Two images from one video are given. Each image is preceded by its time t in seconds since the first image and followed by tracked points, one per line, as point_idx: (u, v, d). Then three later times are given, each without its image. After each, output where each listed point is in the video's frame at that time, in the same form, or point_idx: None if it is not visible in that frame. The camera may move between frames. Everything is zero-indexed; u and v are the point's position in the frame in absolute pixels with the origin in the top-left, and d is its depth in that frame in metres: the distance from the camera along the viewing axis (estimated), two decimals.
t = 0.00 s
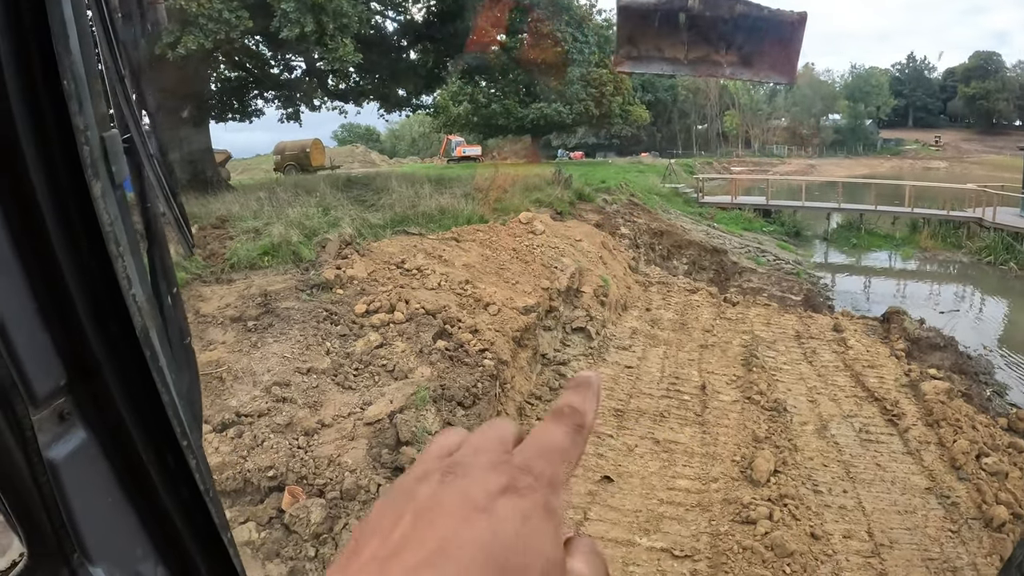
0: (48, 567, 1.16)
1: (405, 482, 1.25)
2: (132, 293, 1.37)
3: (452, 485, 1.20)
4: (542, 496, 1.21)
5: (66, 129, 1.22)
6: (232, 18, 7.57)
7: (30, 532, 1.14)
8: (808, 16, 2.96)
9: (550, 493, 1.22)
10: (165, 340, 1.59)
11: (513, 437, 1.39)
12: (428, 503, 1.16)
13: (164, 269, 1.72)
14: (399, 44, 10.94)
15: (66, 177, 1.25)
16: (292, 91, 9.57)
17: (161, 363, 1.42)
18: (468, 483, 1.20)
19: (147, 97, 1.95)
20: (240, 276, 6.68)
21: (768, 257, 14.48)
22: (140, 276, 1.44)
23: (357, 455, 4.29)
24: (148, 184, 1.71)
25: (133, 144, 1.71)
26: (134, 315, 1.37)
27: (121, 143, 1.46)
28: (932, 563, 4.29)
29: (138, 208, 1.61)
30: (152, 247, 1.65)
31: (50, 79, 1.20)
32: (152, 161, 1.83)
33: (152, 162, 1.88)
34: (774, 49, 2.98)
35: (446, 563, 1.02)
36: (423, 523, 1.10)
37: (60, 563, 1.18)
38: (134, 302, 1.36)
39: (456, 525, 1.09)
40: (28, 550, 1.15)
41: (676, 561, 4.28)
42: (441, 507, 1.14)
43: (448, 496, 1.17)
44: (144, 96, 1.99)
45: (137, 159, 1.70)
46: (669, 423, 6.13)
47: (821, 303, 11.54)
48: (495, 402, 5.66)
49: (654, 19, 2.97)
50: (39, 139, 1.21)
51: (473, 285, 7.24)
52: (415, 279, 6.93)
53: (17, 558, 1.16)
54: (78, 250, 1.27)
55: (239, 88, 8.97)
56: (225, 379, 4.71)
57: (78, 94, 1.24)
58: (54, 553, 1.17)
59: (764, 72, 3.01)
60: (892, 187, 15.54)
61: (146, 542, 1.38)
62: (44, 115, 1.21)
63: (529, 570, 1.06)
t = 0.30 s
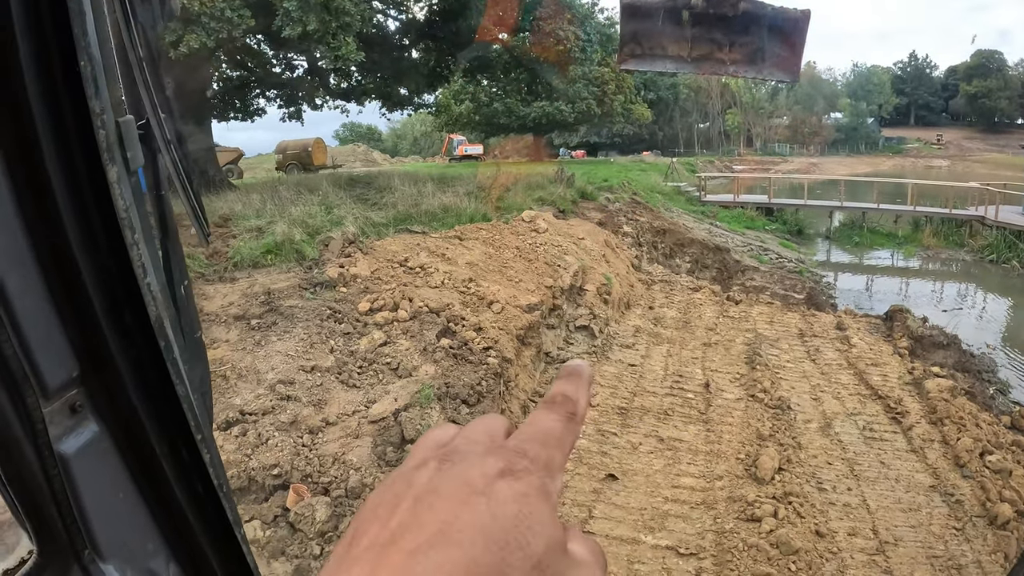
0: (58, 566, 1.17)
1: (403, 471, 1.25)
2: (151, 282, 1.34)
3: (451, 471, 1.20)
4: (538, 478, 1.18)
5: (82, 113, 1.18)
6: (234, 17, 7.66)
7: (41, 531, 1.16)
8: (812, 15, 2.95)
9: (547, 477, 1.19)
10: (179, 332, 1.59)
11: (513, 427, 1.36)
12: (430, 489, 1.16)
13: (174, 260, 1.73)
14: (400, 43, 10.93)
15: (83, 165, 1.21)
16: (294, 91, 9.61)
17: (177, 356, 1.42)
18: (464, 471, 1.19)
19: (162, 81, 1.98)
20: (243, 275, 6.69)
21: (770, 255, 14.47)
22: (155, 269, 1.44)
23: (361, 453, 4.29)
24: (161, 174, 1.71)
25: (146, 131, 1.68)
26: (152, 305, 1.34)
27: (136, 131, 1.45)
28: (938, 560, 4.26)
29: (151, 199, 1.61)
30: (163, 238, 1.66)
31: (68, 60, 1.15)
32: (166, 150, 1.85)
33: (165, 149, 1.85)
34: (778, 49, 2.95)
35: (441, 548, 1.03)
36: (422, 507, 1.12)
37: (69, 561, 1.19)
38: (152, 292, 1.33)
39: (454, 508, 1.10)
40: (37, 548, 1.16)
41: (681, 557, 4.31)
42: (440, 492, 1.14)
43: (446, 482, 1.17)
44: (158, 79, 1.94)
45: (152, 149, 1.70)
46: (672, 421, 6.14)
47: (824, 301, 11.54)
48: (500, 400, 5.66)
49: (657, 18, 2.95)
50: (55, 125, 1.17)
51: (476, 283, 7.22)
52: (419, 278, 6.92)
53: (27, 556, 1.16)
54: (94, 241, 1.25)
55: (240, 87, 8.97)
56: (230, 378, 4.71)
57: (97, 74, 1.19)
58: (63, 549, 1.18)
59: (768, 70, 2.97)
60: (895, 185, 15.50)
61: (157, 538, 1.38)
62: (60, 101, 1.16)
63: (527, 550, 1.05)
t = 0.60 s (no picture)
0: (64, 565, 1.18)
1: (424, 478, 1.20)
2: (158, 280, 1.34)
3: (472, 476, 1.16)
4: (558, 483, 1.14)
5: (91, 111, 1.17)
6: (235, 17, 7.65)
7: (47, 531, 1.17)
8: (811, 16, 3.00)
9: (569, 483, 1.15)
10: (186, 329, 1.59)
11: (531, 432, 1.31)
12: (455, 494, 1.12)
13: (182, 257, 1.73)
14: (400, 43, 10.77)
15: (92, 162, 1.21)
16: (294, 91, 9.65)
17: (184, 354, 1.42)
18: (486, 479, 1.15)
19: (171, 77, 1.98)
20: (244, 274, 6.69)
21: (770, 255, 14.46)
22: (162, 267, 1.43)
23: (362, 453, 4.29)
24: (168, 171, 1.71)
25: (155, 128, 1.67)
26: (159, 303, 1.34)
27: (143, 129, 1.45)
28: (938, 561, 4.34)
29: (158, 196, 1.61)
30: (170, 235, 1.66)
31: (77, 56, 1.15)
32: (174, 146, 1.85)
33: (173, 145, 1.84)
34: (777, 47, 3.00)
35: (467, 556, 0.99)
36: (447, 513, 1.08)
37: (75, 560, 1.20)
38: (159, 290, 1.33)
39: (477, 514, 1.07)
40: (41, 549, 1.18)
41: (682, 558, 4.27)
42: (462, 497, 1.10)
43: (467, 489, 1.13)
44: (168, 74, 1.93)
45: (161, 146, 1.70)
46: (673, 421, 6.15)
47: (824, 301, 11.53)
48: (500, 400, 5.66)
49: (658, 19, 2.93)
50: (64, 123, 1.17)
51: (477, 283, 7.22)
52: (419, 277, 6.90)
53: (32, 555, 1.18)
54: (103, 240, 1.25)
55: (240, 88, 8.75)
56: (230, 377, 4.71)
57: (105, 70, 1.18)
58: (69, 549, 1.19)
59: (767, 70, 3.01)
60: (895, 185, 15.51)
61: (163, 538, 1.38)
62: (70, 99, 1.16)
63: (550, 554, 1.02)
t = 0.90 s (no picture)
0: (46, 565, 1.25)
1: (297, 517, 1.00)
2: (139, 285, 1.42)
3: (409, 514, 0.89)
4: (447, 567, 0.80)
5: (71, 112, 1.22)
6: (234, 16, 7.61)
7: (29, 528, 1.25)
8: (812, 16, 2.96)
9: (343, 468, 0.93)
10: (170, 334, 1.60)
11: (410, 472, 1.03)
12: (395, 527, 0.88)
13: (167, 261, 1.74)
14: (400, 42, 10.69)
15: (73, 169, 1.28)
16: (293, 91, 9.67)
17: (165, 355, 1.50)
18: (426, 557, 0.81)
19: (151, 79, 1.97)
20: (241, 274, 6.68)
21: (769, 256, 14.44)
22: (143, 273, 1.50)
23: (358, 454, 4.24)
24: (152, 175, 1.72)
25: (138, 130, 1.68)
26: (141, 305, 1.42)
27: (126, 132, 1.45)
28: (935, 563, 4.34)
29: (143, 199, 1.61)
30: (155, 239, 1.66)
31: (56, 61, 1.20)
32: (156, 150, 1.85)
33: (155, 149, 1.84)
34: (774, 50, 2.99)
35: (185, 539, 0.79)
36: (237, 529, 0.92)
37: (58, 560, 1.26)
38: (141, 295, 1.41)
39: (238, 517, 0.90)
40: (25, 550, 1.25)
41: (678, 560, 4.24)
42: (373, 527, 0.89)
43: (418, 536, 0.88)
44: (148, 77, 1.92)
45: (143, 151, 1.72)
46: (671, 422, 6.14)
47: (823, 302, 11.49)
48: (497, 401, 5.63)
49: (655, 19, 2.93)
50: (46, 132, 1.25)
51: (475, 284, 7.20)
52: (417, 278, 6.88)
53: (16, 555, 1.26)
54: (85, 247, 1.33)
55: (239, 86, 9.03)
56: (226, 377, 4.71)
57: (86, 75, 1.24)
58: (52, 544, 1.26)
59: (765, 71, 3.00)
60: (895, 185, 15.49)
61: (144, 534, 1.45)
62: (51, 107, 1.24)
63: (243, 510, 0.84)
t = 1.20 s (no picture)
0: (42, 564, 1.12)
1: None
2: (134, 283, 1.34)
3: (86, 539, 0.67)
4: None
5: (66, 111, 1.19)
6: (233, 16, 7.59)
7: (25, 528, 1.11)
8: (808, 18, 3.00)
9: None
10: (164, 333, 1.58)
11: None
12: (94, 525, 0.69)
13: (161, 260, 1.73)
14: (399, 42, 10.53)
15: (66, 165, 1.22)
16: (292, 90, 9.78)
17: (161, 355, 1.43)
18: None
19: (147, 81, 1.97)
20: (240, 274, 6.68)
21: (768, 257, 14.44)
22: (139, 267, 1.42)
23: (356, 454, 4.23)
24: (146, 175, 1.70)
25: (132, 130, 1.68)
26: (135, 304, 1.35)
27: (120, 132, 1.44)
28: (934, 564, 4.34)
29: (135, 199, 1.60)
30: (149, 239, 1.65)
31: (51, 60, 1.17)
32: (150, 150, 1.85)
33: (151, 149, 1.84)
34: (771, 52, 3.00)
35: None
36: None
37: (53, 560, 1.14)
38: (135, 292, 1.33)
39: None
40: (21, 546, 1.09)
41: (677, 560, 4.24)
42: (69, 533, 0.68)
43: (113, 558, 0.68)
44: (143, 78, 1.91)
45: (137, 148, 1.70)
46: (669, 422, 6.15)
47: (821, 303, 11.50)
48: (495, 401, 5.62)
49: (655, 18, 2.92)
50: (39, 122, 1.18)
51: (473, 284, 7.20)
52: (415, 278, 6.88)
53: (12, 554, 1.07)
54: (79, 241, 1.25)
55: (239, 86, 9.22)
56: (225, 377, 4.73)
57: (78, 73, 1.21)
58: (47, 545, 1.14)
59: (765, 71, 3.00)
60: (894, 186, 15.48)
61: (142, 540, 1.36)
62: (47, 112, 1.18)
63: None
